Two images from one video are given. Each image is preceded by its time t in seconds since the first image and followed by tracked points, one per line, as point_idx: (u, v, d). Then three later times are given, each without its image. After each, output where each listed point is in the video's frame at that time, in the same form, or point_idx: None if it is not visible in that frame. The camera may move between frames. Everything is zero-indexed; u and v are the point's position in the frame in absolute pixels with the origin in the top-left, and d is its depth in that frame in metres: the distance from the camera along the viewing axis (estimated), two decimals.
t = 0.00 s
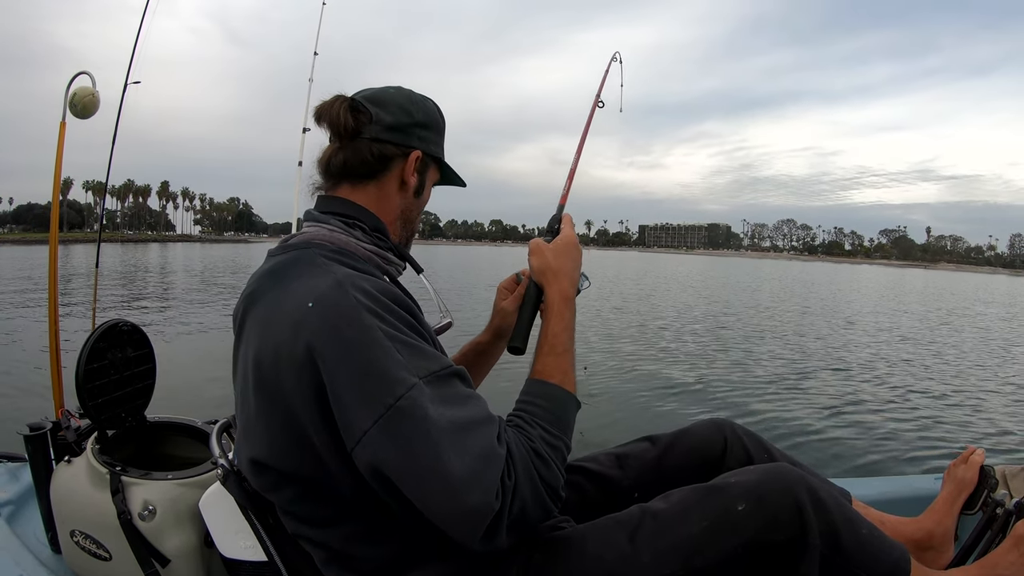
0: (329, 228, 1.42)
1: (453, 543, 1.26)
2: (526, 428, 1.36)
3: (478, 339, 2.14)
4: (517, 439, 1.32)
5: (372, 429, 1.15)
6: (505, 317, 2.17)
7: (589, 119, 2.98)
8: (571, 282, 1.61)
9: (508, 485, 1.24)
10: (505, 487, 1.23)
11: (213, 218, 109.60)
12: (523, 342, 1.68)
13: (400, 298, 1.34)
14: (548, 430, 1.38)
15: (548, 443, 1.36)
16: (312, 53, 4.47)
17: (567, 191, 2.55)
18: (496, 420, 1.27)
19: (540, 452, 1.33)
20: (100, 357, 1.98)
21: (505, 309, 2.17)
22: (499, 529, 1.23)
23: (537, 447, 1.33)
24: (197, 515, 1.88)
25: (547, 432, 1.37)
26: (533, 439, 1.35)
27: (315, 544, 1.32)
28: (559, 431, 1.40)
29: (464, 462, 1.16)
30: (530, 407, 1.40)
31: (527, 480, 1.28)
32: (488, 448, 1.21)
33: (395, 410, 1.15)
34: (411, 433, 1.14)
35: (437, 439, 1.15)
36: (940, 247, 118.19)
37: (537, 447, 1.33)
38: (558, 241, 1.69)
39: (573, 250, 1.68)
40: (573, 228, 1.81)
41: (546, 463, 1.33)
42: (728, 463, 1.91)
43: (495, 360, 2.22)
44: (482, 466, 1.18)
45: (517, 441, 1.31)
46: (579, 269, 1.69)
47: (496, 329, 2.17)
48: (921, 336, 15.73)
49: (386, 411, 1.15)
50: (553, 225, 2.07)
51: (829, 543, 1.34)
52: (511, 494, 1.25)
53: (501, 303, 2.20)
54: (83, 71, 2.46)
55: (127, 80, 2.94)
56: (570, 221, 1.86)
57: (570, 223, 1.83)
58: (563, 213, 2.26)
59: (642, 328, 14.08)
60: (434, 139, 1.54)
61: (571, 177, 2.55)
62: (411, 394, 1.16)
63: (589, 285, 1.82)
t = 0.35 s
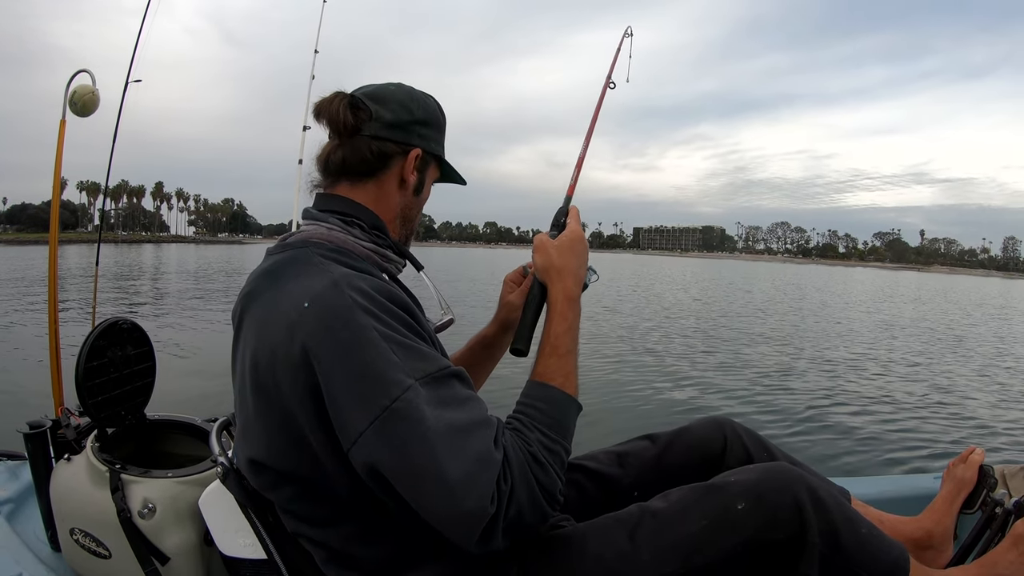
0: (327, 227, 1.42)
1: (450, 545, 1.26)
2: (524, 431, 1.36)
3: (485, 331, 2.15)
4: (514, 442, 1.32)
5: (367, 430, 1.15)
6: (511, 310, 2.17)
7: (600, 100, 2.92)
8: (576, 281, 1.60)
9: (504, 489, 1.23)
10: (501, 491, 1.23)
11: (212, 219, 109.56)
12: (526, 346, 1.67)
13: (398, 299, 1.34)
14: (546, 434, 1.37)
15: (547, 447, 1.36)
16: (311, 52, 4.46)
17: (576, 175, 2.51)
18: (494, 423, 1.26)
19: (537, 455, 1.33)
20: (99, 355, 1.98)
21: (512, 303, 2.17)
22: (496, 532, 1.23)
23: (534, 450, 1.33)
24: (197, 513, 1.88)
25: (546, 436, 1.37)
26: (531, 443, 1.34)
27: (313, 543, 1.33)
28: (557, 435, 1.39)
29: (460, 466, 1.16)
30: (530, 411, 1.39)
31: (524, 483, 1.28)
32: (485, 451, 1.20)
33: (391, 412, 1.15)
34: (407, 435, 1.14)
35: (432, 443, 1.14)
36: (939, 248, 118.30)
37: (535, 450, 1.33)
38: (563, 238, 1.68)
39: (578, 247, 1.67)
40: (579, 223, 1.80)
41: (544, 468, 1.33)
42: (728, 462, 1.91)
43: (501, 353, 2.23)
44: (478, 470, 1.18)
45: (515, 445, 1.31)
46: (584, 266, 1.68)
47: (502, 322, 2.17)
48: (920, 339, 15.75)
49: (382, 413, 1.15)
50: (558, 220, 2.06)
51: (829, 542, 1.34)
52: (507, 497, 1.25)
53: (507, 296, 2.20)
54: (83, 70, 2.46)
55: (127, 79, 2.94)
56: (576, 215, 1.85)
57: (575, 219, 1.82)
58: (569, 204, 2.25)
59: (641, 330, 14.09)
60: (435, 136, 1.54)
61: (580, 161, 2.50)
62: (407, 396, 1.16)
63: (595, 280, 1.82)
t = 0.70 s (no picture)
0: (326, 224, 1.43)
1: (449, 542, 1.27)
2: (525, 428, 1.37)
3: (483, 327, 2.15)
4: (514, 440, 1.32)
5: (367, 428, 1.15)
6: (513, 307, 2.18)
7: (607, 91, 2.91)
8: (575, 279, 1.61)
9: (503, 487, 1.24)
10: (501, 488, 1.23)
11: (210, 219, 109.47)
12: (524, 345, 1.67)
13: (398, 296, 1.35)
14: (546, 431, 1.38)
15: (546, 444, 1.37)
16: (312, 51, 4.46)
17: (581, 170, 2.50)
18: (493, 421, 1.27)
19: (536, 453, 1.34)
20: (99, 350, 1.98)
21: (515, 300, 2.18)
22: (495, 530, 1.24)
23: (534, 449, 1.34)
24: (196, 509, 1.88)
25: (545, 434, 1.38)
26: (531, 440, 1.35)
27: (312, 540, 1.33)
28: (557, 433, 1.40)
29: (459, 465, 1.16)
30: (529, 408, 1.40)
31: (523, 480, 1.29)
32: (483, 449, 1.21)
33: (389, 410, 1.15)
34: (406, 431, 1.14)
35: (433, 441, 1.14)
36: (935, 251, 118.79)
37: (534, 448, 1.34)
38: (563, 236, 1.68)
39: (579, 246, 1.67)
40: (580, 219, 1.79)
41: (543, 465, 1.34)
42: (726, 462, 1.92)
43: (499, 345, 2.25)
44: (477, 468, 1.19)
45: (515, 443, 1.32)
46: (583, 265, 1.68)
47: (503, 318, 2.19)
48: (916, 341, 15.81)
49: (381, 411, 1.15)
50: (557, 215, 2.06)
51: (827, 544, 1.35)
52: (507, 495, 1.26)
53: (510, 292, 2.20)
54: (85, 65, 2.46)
55: (129, 77, 2.93)
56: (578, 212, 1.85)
57: (577, 216, 1.82)
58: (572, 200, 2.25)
59: (638, 332, 14.13)
60: (434, 134, 1.55)
61: (584, 158, 2.50)
62: (406, 395, 1.16)
63: (598, 274, 1.82)
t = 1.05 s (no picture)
0: (329, 224, 1.43)
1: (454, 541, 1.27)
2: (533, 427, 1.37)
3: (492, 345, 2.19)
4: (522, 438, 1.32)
5: (374, 428, 1.15)
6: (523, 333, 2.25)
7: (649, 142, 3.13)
8: (593, 291, 1.61)
9: (512, 485, 1.24)
10: (510, 486, 1.23)
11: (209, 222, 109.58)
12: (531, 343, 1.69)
13: (400, 295, 1.35)
14: (555, 430, 1.38)
15: (555, 444, 1.37)
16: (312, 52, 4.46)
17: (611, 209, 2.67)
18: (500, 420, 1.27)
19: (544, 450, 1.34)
20: (98, 351, 1.98)
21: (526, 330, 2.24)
22: (501, 529, 1.23)
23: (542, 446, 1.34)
24: (195, 510, 1.88)
25: (555, 431, 1.38)
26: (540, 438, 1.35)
27: (314, 541, 1.33)
28: (566, 432, 1.40)
29: (468, 463, 1.16)
30: (539, 408, 1.41)
31: (531, 477, 1.29)
32: (490, 446, 1.21)
33: (396, 410, 1.15)
34: (413, 431, 1.14)
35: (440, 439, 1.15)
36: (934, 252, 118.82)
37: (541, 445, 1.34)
38: (587, 248, 1.68)
39: (601, 259, 1.66)
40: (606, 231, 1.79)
41: (552, 464, 1.34)
42: (725, 462, 1.92)
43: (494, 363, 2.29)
44: (485, 466, 1.19)
45: (525, 441, 1.32)
46: (605, 279, 1.68)
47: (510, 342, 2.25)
48: (915, 342, 15.81)
49: (388, 410, 1.15)
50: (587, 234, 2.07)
51: (827, 545, 1.35)
52: (515, 493, 1.25)
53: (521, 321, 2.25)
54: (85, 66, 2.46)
55: (131, 78, 2.93)
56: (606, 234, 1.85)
57: (604, 236, 1.83)
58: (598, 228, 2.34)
59: (637, 335, 14.14)
60: (436, 136, 1.55)
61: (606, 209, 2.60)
62: (413, 395, 1.16)
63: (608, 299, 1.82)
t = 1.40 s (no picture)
0: (337, 230, 1.43)
1: None
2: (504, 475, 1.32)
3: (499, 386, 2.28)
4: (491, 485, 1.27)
5: (335, 443, 1.13)
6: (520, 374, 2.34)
7: (629, 140, 3.06)
8: (581, 340, 1.55)
9: (462, 532, 1.19)
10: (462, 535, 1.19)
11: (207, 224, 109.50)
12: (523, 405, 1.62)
13: (398, 314, 1.32)
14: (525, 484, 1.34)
15: (522, 499, 1.33)
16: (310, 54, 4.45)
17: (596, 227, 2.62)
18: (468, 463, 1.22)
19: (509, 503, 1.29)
20: (98, 357, 1.98)
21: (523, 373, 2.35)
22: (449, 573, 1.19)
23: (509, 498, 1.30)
24: (195, 515, 1.88)
25: (522, 485, 1.33)
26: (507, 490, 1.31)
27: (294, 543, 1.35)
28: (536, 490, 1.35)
29: (415, 499, 1.12)
30: (512, 458, 1.36)
31: (488, 529, 1.24)
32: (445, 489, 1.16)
33: (355, 430, 1.12)
34: (370, 453, 1.12)
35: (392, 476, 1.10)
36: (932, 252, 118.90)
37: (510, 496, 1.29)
38: (577, 295, 1.62)
39: (591, 308, 1.61)
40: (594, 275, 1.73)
41: (513, 518, 1.29)
42: (725, 465, 1.92)
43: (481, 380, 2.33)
44: (436, 508, 1.14)
45: (490, 491, 1.28)
46: (593, 325, 1.62)
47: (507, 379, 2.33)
48: (913, 341, 15.83)
49: (350, 428, 1.13)
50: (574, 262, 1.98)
51: (828, 549, 1.35)
52: (468, 543, 1.21)
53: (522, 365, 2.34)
54: (83, 70, 2.46)
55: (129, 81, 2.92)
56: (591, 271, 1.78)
57: (586, 271, 1.76)
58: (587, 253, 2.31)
59: (636, 335, 14.14)
60: (447, 143, 1.54)
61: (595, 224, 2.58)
62: (374, 417, 1.13)
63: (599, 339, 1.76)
